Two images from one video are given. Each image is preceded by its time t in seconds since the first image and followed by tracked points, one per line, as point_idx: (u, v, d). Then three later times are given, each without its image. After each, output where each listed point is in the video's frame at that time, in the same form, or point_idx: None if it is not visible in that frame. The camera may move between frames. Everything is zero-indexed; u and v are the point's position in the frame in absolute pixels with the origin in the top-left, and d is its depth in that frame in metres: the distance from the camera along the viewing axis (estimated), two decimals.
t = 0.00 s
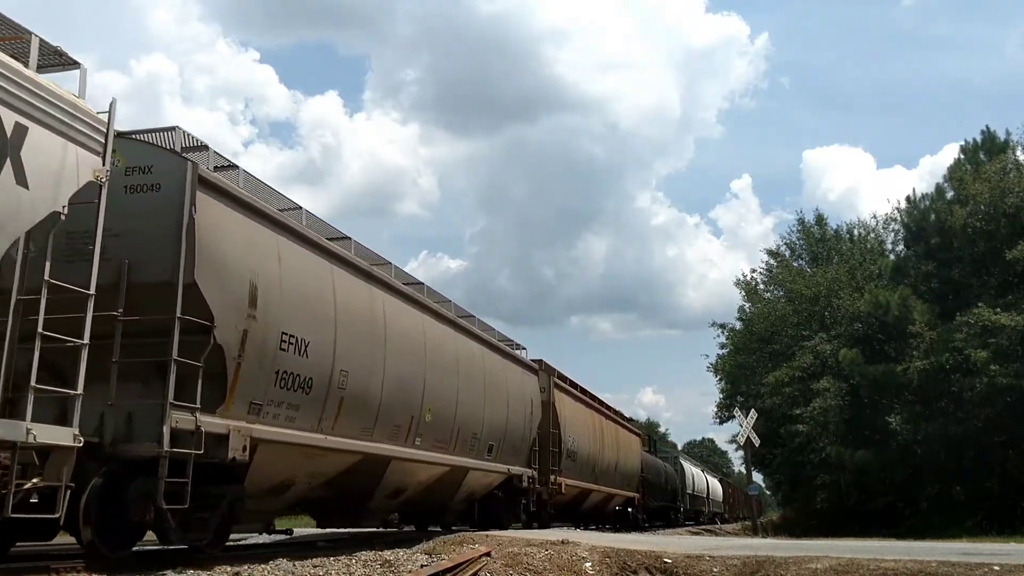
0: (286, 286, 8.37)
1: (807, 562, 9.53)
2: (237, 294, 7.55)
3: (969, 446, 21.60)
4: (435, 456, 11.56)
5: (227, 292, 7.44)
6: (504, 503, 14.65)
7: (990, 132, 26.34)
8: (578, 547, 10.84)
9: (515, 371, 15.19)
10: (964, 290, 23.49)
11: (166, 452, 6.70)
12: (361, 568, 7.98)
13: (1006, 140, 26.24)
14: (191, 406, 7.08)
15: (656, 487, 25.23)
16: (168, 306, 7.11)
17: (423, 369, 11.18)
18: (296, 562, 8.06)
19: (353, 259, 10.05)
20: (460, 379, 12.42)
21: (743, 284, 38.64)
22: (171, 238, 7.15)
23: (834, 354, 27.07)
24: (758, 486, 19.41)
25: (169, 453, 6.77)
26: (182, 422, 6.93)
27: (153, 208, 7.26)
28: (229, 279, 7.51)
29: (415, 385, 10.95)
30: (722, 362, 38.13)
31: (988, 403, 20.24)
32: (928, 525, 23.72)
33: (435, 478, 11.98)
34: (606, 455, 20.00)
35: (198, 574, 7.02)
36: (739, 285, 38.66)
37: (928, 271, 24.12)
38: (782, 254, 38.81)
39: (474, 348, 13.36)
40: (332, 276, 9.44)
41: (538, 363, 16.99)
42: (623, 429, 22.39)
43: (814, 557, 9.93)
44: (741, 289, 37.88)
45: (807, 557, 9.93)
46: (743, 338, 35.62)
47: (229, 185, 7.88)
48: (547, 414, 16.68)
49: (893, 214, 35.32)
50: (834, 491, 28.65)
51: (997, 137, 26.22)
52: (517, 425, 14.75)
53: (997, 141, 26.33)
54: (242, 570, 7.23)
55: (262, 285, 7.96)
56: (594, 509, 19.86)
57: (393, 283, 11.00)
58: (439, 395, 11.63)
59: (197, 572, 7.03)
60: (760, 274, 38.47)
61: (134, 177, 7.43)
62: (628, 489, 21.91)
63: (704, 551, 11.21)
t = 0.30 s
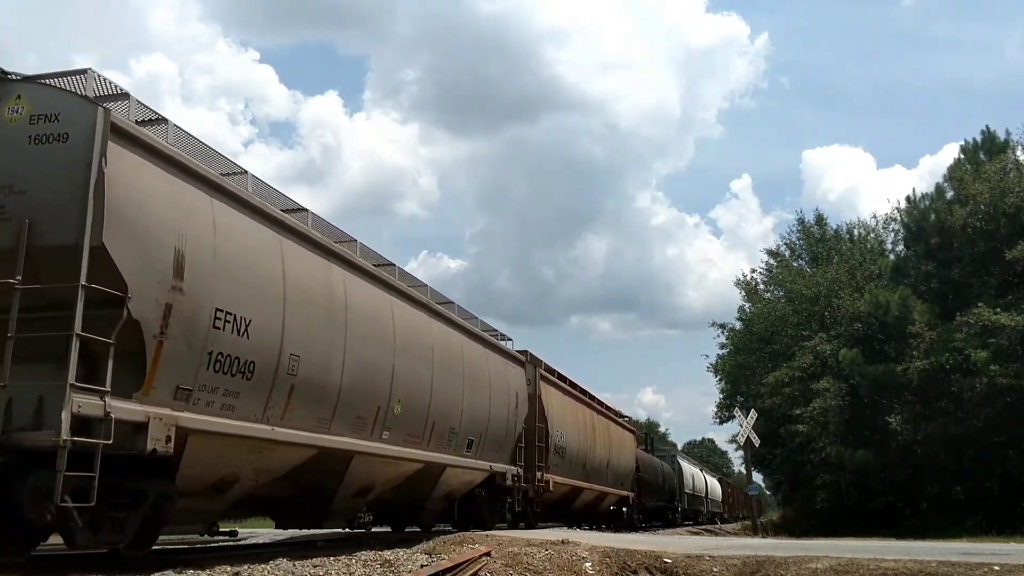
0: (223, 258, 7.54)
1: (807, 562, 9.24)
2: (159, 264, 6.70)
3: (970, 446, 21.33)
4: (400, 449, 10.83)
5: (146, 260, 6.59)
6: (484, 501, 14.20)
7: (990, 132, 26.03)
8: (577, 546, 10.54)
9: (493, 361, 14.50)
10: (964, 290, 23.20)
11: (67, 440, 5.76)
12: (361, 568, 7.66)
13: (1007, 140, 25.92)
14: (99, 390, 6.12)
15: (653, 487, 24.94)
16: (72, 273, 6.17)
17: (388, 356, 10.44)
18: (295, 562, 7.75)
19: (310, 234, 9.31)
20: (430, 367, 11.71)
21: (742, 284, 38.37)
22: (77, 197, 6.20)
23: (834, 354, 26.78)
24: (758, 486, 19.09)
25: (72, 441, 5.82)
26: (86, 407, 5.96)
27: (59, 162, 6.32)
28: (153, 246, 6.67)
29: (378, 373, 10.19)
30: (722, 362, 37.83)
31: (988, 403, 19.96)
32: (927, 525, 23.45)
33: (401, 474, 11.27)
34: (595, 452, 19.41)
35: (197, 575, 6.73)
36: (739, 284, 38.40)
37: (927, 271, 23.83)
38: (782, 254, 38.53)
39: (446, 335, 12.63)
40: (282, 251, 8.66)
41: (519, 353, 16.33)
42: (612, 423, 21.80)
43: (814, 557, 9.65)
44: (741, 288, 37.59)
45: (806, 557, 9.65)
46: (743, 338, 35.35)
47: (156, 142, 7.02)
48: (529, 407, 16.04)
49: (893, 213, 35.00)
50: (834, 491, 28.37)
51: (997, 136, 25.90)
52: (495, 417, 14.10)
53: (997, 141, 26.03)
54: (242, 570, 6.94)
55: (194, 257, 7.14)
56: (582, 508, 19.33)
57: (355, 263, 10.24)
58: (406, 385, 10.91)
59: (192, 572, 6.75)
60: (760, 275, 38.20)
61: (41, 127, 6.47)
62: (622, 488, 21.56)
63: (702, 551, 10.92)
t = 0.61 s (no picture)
0: (133, 216, 6.40)
1: (806, 562, 9.25)
2: (37, 213, 5.52)
3: (970, 446, 21.33)
4: (357, 442, 9.81)
5: (20, 209, 5.40)
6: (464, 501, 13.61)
7: (990, 132, 26.03)
8: (577, 546, 10.55)
9: (464, 348, 13.48)
10: (964, 290, 23.20)
11: None
12: (361, 568, 7.67)
13: (1007, 139, 25.92)
14: None
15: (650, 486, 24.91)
16: None
17: (343, 339, 9.39)
18: (295, 562, 7.75)
19: (243, 194, 8.11)
20: (393, 351, 10.66)
21: (742, 284, 38.39)
22: None
23: (834, 354, 26.78)
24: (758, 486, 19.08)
25: None
26: None
27: None
28: (32, 192, 5.50)
29: (331, 357, 9.14)
30: (722, 361, 37.83)
31: (988, 403, 19.95)
32: (928, 525, 23.46)
33: (359, 470, 10.29)
34: (581, 448, 18.85)
35: (196, 575, 6.72)
36: (739, 284, 38.42)
37: (927, 271, 23.83)
38: (782, 254, 38.54)
39: (412, 318, 11.58)
40: (209, 211, 7.49)
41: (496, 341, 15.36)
42: (599, 417, 21.22)
43: (814, 557, 9.65)
44: (741, 289, 37.60)
45: (806, 557, 9.65)
46: (743, 338, 35.35)
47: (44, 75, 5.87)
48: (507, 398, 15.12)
49: (894, 213, 35.00)
50: (834, 491, 28.37)
51: (997, 136, 25.90)
52: (468, 408, 13.15)
53: (997, 141, 26.03)
54: (242, 570, 6.94)
55: (89, 210, 5.97)
56: (568, 505, 18.83)
57: (302, 232, 9.12)
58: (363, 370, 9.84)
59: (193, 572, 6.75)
60: (760, 275, 38.22)
61: None
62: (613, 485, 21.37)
63: (703, 551, 10.93)
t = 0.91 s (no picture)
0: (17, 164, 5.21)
1: (807, 562, 9.24)
2: None
3: (970, 446, 21.35)
4: (313, 437, 8.61)
5: None
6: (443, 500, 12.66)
7: (990, 132, 26.03)
8: (577, 546, 10.53)
9: (438, 334, 12.25)
10: (964, 290, 23.20)
11: None
12: (361, 568, 7.65)
13: (1007, 139, 25.91)
14: None
15: (647, 485, 24.80)
16: None
17: (294, 320, 8.17)
18: (295, 562, 7.73)
19: (169, 149, 6.87)
20: (355, 333, 9.44)
21: (742, 284, 38.38)
22: None
23: (834, 354, 26.79)
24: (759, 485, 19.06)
25: None
26: None
27: None
28: None
29: (280, 340, 7.92)
30: (721, 361, 37.82)
31: (988, 403, 19.94)
32: (927, 525, 23.45)
33: (317, 467, 9.12)
34: (567, 444, 18.01)
35: (196, 575, 6.71)
36: (739, 284, 38.43)
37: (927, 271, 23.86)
38: (782, 254, 38.54)
39: (377, 299, 10.36)
40: (124, 164, 6.28)
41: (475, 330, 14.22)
42: (586, 412, 20.31)
43: (814, 557, 9.65)
44: (740, 289, 37.58)
45: (806, 557, 9.64)
46: (743, 338, 35.35)
47: None
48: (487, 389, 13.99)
49: (893, 213, 35.01)
50: (833, 491, 28.33)
51: (997, 136, 25.90)
52: (443, 399, 11.97)
53: (997, 141, 26.02)
54: (241, 570, 6.92)
55: None
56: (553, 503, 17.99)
57: (244, 197, 7.89)
58: (319, 354, 8.61)
59: (193, 572, 6.74)
60: (760, 275, 38.22)
61: None
62: (603, 482, 20.84)
63: (703, 551, 10.91)
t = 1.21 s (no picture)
0: None
1: (807, 562, 9.24)
2: None
3: (970, 446, 21.37)
4: (253, 426, 7.91)
5: None
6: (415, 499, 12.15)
7: (990, 132, 26.01)
8: (577, 546, 10.53)
9: (407, 321, 11.56)
10: (964, 290, 23.20)
11: None
12: (361, 568, 7.66)
13: (1007, 139, 25.89)
14: None
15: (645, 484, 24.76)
16: None
17: (229, 296, 7.42)
18: (295, 562, 7.73)
19: (78, 100, 6.09)
20: (307, 316, 8.75)
21: (742, 284, 38.38)
22: None
23: (834, 354, 26.80)
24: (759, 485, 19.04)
25: None
26: None
27: None
28: None
29: (211, 318, 7.17)
30: (721, 362, 37.82)
31: (988, 404, 19.93)
32: (927, 525, 23.47)
33: (262, 459, 8.47)
34: (554, 440, 17.53)
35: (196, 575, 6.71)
36: (739, 285, 38.42)
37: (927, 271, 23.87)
38: (781, 254, 38.53)
39: (336, 281, 9.66)
40: (20, 111, 5.52)
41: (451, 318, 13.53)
42: (574, 407, 19.77)
43: (814, 557, 9.64)
44: (740, 289, 37.57)
45: (806, 557, 9.64)
46: (743, 338, 35.35)
47: None
48: (463, 380, 13.33)
49: (893, 213, 35.00)
50: (833, 491, 28.32)
51: (997, 136, 25.88)
52: (412, 389, 11.30)
53: (997, 141, 26.00)
54: (241, 570, 6.91)
55: None
56: (539, 501, 17.50)
57: (174, 158, 7.12)
58: (263, 337, 7.92)
59: (193, 572, 6.75)
60: (760, 275, 38.21)
61: None
62: (592, 480, 20.38)
63: (703, 551, 10.91)
